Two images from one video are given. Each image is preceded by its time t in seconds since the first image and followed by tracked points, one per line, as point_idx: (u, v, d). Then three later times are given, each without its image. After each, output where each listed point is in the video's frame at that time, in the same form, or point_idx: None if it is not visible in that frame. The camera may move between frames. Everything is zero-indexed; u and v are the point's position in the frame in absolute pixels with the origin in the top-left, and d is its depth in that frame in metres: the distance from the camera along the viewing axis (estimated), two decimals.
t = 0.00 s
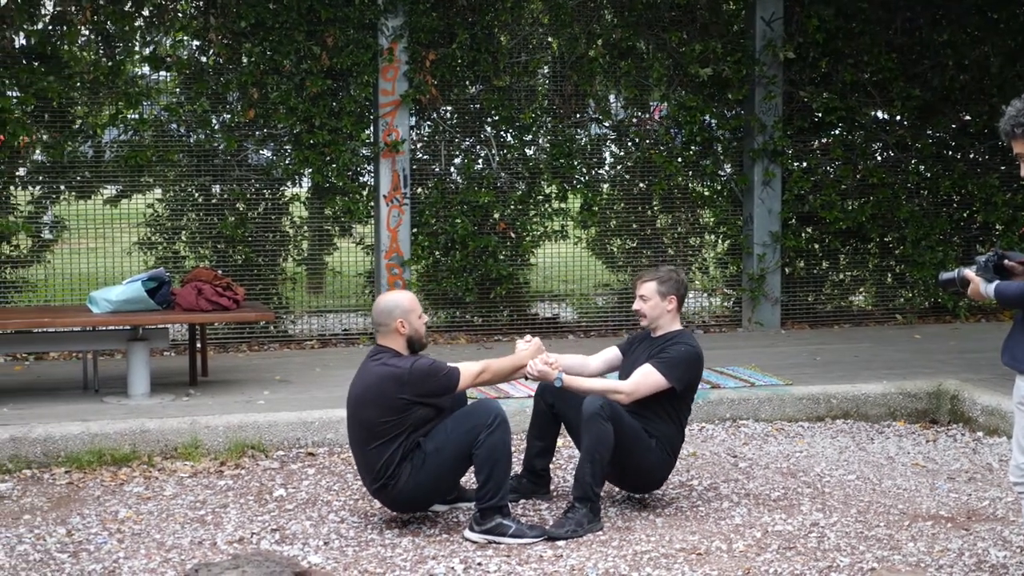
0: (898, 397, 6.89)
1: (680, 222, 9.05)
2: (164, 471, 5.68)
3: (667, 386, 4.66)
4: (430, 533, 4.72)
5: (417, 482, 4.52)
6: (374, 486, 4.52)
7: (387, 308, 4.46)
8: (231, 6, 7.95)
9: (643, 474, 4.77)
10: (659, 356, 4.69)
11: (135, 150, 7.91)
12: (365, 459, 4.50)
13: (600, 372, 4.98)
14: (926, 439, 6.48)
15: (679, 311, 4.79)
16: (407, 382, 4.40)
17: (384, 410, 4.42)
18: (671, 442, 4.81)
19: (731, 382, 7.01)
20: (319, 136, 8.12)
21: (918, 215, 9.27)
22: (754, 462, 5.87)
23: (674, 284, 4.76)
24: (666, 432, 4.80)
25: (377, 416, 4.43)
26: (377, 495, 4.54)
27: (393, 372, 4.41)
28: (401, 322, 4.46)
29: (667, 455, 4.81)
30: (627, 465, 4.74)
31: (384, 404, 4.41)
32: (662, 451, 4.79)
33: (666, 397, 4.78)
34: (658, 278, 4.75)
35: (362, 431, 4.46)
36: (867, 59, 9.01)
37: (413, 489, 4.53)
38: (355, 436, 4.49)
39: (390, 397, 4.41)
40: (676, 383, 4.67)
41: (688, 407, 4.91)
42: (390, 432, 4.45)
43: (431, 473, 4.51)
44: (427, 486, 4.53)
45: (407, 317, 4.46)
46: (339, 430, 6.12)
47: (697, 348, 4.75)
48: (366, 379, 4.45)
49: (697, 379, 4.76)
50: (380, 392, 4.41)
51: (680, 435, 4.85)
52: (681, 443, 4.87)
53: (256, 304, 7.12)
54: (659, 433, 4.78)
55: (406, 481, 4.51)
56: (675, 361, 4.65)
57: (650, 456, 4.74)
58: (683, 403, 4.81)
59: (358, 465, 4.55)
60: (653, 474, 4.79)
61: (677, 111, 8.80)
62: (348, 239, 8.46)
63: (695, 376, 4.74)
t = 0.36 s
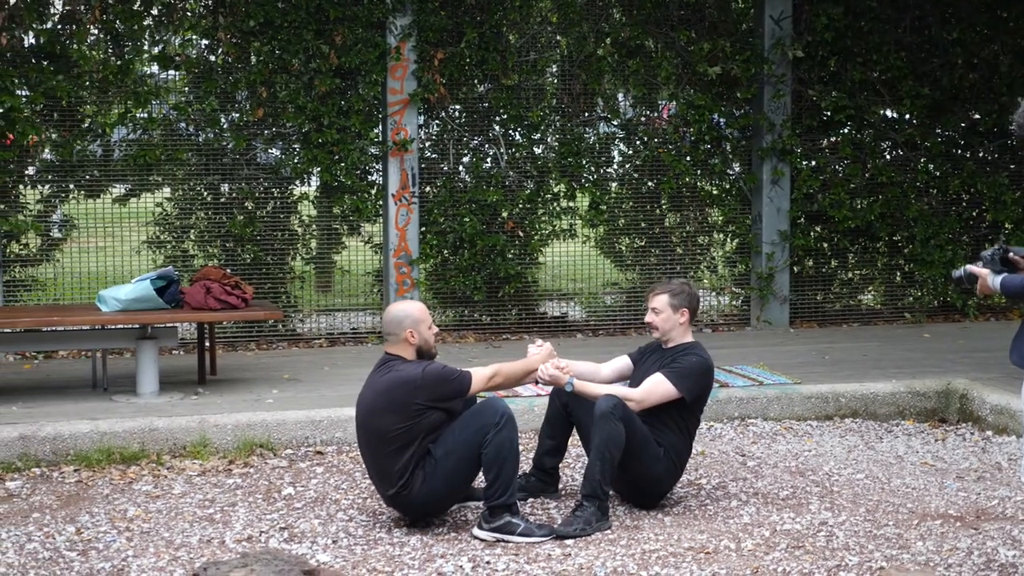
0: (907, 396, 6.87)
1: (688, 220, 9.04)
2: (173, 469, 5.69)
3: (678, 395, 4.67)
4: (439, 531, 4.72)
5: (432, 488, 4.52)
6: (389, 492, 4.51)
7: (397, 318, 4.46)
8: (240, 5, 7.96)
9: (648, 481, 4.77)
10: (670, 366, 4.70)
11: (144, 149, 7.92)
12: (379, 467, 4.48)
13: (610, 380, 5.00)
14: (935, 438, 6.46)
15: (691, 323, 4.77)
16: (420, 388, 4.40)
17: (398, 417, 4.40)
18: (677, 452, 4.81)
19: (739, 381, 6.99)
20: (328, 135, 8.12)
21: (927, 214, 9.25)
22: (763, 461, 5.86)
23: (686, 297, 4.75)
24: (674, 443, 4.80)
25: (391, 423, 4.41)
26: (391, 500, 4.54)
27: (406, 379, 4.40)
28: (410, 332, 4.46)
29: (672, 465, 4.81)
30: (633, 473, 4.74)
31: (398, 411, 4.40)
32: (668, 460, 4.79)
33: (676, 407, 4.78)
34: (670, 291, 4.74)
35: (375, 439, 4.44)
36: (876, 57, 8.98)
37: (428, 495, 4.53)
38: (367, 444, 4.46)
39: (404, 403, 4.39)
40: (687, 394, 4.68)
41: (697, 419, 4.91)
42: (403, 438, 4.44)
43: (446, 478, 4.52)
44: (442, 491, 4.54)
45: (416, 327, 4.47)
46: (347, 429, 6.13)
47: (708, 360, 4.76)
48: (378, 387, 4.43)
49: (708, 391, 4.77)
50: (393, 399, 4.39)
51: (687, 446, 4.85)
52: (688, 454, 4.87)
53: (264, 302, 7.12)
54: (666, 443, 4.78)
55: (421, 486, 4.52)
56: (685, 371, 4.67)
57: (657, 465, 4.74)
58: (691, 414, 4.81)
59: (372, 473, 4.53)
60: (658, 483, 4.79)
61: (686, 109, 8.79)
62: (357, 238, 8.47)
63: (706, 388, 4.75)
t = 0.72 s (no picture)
0: (914, 393, 6.85)
1: (695, 217, 9.03)
2: (180, 465, 5.69)
3: (687, 397, 4.67)
4: (445, 528, 4.72)
5: (442, 488, 4.53)
6: (399, 493, 4.51)
7: (405, 320, 4.46)
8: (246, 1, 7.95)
9: (656, 482, 4.77)
10: (681, 368, 4.70)
11: (151, 145, 7.93)
12: (390, 468, 4.49)
13: (619, 381, 5.00)
14: (942, 435, 6.45)
15: (701, 326, 4.78)
16: (431, 388, 4.40)
17: (409, 418, 4.41)
18: (685, 454, 4.81)
19: (746, 378, 6.98)
20: (334, 132, 8.13)
21: (934, 210, 9.22)
22: (769, 458, 5.85)
23: (696, 300, 4.75)
24: (682, 444, 4.79)
25: (402, 424, 4.41)
26: (401, 501, 4.54)
27: (417, 379, 4.40)
28: (418, 334, 4.46)
29: (680, 466, 4.80)
30: (641, 473, 4.74)
31: (409, 412, 4.40)
32: (676, 462, 4.78)
33: (684, 409, 4.78)
34: (681, 294, 4.74)
35: (385, 440, 4.43)
36: (883, 54, 8.96)
37: (438, 495, 4.54)
38: (377, 446, 4.46)
39: (415, 404, 4.40)
40: (696, 396, 4.67)
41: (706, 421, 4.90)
42: (413, 439, 4.44)
43: (456, 478, 4.52)
44: (452, 491, 4.54)
45: (424, 329, 4.47)
46: (354, 425, 6.13)
47: (718, 363, 4.75)
48: (388, 388, 4.43)
49: (717, 393, 4.76)
50: (404, 400, 4.39)
51: (695, 448, 4.84)
52: (696, 456, 4.86)
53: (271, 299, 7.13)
54: (674, 444, 4.78)
55: (431, 487, 4.53)
56: (696, 373, 4.66)
57: (664, 465, 4.73)
58: (700, 416, 4.80)
59: (382, 474, 4.53)
60: (665, 483, 4.78)
61: (693, 106, 8.78)
62: (363, 235, 8.47)
63: (715, 390, 4.74)
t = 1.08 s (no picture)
0: (918, 388, 6.85)
1: (699, 213, 9.02)
2: (184, 462, 5.70)
3: (691, 393, 4.67)
4: (449, 524, 4.72)
5: (447, 485, 4.53)
6: (405, 490, 4.53)
7: (409, 318, 4.44)
8: None
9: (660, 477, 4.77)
10: (683, 363, 4.69)
11: (155, 142, 7.93)
12: (395, 465, 4.50)
13: (623, 378, 4.97)
14: (947, 431, 6.44)
15: (704, 322, 4.77)
16: (436, 386, 4.39)
17: (414, 416, 4.41)
18: (688, 450, 4.80)
19: (750, 374, 6.98)
20: (338, 128, 8.12)
21: (938, 206, 9.21)
22: (773, 454, 5.84)
23: (699, 296, 4.74)
24: (686, 440, 4.79)
25: (407, 422, 4.41)
26: (407, 497, 4.55)
27: (422, 377, 4.39)
28: (423, 332, 4.45)
29: (684, 462, 4.80)
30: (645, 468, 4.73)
31: (414, 409, 4.40)
32: (680, 457, 4.78)
33: (688, 405, 4.77)
34: (684, 291, 4.73)
35: (390, 438, 4.44)
36: (887, 50, 8.94)
37: (444, 492, 4.54)
38: (383, 443, 4.47)
39: (420, 402, 4.39)
40: (699, 392, 4.67)
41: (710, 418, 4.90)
42: (419, 437, 4.44)
43: (462, 475, 4.52)
44: (458, 489, 4.54)
45: (428, 327, 4.45)
46: (358, 421, 6.14)
47: (722, 359, 4.74)
48: (393, 385, 4.43)
49: (720, 390, 4.76)
50: (408, 398, 4.39)
51: (699, 444, 4.84)
52: (700, 452, 4.86)
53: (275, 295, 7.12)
54: (678, 440, 4.77)
55: (437, 484, 4.53)
56: (698, 368, 4.66)
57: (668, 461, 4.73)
58: (704, 412, 4.80)
59: (388, 471, 4.54)
60: (669, 479, 4.78)
61: (697, 102, 8.77)
62: (367, 231, 8.48)
63: (718, 386, 4.73)
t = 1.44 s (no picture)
0: (921, 372, 6.85)
1: (703, 197, 9.01)
2: (188, 446, 5.72)
3: (693, 377, 4.67)
4: (453, 509, 4.74)
5: (451, 470, 4.54)
6: (409, 475, 4.55)
7: (411, 304, 4.45)
8: None
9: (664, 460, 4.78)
10: (685, 347, 4.70)
11: (158, 128, 7.93)
12: (399, 450, 4.52)
13: (626, 363, 4.97)
14: (950, 415, 6.44)
15: (705, 306, 4.78)
16: (438, 372, 4.40)
17: (417, 402, 4.42)
18: (691, 433, 4.80)
19: (753, 358, 6.98)
20: (341, 114, 8.11)
21: (943, 191, 9.19)
22: (777, 438, 5.85)
23: (700, 280, 4.75)
24: (689, 424, 4.79)
25: (410, 408, 4.43)
26: (411, 483, 4.58)
27: (423, 363, 4.40)
28: (424, 318, 4.45)
29: (687, 445, 4.80)
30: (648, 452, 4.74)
31: (416, 395, 4.41)
32: (683, 441, 4.78)
33: (691, 388, 4.78)
34: (684, 275, 4.73)
35: (393, 424, 4.46)
36: (891, 34, 8.92)
37: (447, 477, 4.56)
38: (387, 429, 4.49)
39: (422, 388, 4.40)
40: (702, 375, 4.67)
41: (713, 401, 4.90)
42: (422, 422, 4.45)
43: (465, 460, 4.53)
44: (461, 473, 4.56)
45: (430, 313, 4.45)
46: (362, 406, 6.15)
47: (724, 342, 4.75)
48: (395, 372, 4.44)
49: (722, 373, 4.76)
50: (411, 384, 4.40)
51: (702, 426, 4.84)
52: (703, 435, 4.86)
53: (279, 281, 7.13)
54: (681, 423, 4.78)
55: (440, 469, 4.55)
56: (700, 352, 4.67)
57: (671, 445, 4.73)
58: (706, 395, 4.81)
59: (392, 457, 4.56)
60: (672, 462, 4.79)
61: (700, 87, 8.74)
62: (371, 216, 8.47)
63: (720, 369, 4.74)
